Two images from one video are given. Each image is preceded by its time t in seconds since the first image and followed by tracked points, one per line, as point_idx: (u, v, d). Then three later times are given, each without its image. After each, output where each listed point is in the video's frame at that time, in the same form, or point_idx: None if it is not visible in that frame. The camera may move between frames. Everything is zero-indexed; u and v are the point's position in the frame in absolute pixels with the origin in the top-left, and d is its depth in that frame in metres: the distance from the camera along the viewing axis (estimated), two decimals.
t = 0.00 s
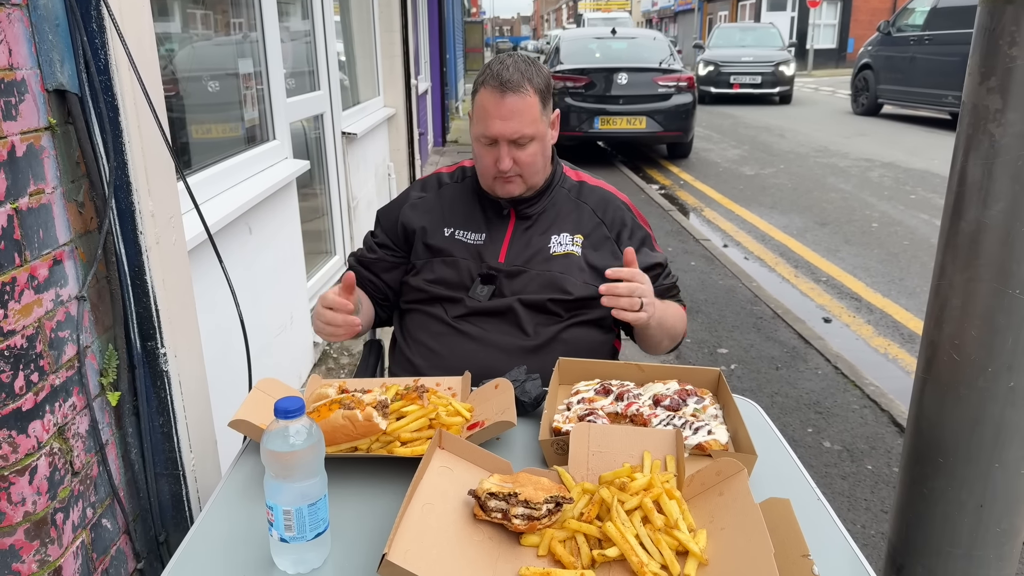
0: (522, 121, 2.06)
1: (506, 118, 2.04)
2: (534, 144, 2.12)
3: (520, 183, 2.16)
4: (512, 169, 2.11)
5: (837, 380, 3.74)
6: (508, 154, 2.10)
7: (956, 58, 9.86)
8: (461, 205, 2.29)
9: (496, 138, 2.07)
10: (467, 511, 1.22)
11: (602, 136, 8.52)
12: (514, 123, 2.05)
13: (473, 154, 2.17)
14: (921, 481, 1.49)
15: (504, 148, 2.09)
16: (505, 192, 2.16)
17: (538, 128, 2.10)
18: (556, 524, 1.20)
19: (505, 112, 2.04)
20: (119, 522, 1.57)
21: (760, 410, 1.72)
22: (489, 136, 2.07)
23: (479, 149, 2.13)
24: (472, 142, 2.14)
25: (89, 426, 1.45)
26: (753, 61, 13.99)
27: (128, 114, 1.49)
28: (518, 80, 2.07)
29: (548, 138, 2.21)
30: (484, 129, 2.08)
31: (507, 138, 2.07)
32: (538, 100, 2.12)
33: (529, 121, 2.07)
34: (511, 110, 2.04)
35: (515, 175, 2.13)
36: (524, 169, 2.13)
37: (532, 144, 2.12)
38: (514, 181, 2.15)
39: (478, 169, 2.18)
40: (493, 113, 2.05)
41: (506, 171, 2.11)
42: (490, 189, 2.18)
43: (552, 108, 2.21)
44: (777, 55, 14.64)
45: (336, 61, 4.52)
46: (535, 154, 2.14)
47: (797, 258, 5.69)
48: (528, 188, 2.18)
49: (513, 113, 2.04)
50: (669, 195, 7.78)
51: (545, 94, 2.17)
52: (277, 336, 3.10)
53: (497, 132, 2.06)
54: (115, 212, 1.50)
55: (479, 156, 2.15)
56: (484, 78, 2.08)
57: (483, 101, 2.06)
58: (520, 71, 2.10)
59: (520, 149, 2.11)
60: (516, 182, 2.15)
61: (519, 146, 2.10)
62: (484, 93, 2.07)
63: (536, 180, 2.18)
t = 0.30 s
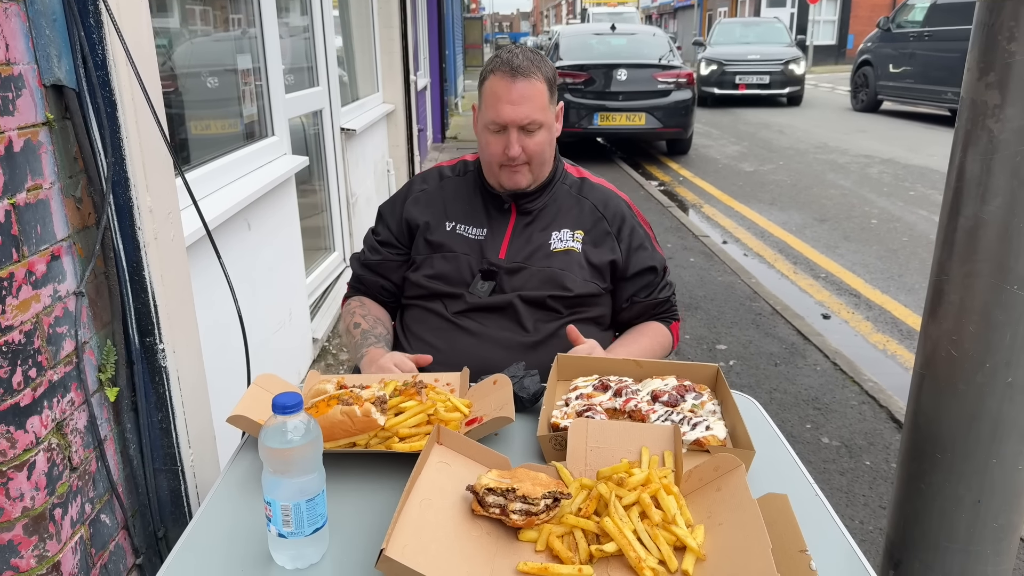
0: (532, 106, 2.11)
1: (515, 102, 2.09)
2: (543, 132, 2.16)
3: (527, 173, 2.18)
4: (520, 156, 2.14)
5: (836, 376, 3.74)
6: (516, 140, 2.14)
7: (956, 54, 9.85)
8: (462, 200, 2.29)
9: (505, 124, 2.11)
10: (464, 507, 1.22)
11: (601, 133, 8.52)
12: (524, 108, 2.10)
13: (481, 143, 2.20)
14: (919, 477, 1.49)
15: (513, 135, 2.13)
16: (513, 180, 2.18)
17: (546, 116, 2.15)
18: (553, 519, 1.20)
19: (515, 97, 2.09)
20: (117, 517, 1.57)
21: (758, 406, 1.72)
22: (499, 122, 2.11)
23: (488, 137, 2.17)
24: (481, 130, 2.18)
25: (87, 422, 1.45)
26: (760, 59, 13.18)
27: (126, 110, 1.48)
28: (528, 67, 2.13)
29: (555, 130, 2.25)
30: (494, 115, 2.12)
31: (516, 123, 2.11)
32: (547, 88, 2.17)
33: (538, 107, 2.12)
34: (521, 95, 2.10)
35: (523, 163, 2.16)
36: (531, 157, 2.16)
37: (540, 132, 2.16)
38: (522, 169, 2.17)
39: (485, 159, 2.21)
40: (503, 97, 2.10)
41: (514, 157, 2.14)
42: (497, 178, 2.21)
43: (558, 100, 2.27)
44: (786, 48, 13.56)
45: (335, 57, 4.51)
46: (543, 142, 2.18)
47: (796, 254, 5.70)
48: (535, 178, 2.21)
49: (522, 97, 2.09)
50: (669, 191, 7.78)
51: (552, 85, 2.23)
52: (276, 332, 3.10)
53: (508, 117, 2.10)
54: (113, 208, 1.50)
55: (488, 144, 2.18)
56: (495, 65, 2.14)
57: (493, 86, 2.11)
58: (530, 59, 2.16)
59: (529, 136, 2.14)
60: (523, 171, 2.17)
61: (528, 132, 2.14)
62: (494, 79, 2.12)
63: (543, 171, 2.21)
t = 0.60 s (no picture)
0: (539, 101, 2.14)
1: (523, 95, 2.13)
2: (548, 129, 2.18)
3: (530, 170, 2.19)
4: (524, 150, 2.16)
5: (834, 374, 3.74)
6: (522, 134, 2.16)
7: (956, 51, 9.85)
8: (466, 198, 2.29)
9: (511, 117, 2.14)
10: (463, 508, 1.22)
11: (601, 130, 8.51)
12: (531, 102, 2.13)
13: (487, 137, 2.23)
14: (918, 476, 1.49)
15: (519, 128, 2.15)
16: (516, 174, 2.19)
17: (553, 112, 2.18)
18: (552, 520, 1.20)
19: (523, 90, 2.13)
20: (116, 517, 1.57)
21: (756, 405, 1.72)
22: (505, 114, 2.14)
23: (495, 130, 2.19)
24: (488, 123, 2.20)
25: (85, 422, 1.45)
26: (779, 59, 11.78)
27: (124, 110, 1.48)
28: (538, 63, 2.17)
29: (562, 130, 2.27)
30: (501, 107, 2.15)
31: (523, 116, 2.13)
32: (555, 85, 2.21)
33: (545, 102, 2.15)
34: (529, 88, 2.13)
35: (527, 158, 2.17)
36: (536, 152, 2.18)
37: (546, 129, 2.18)
38: (527, 164, 2.18)
39: (490, 154, 2.23)
40: (511, 90, 2.13)
41: (519, 150, 2.15)
42: (501, 173, 2.21)
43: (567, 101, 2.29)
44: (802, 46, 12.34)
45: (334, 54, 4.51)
46: (549, 139, 2.19)
47: (795, 252, 5.70)
48: (539, 176, 2.21)
49: (530, 91, 2.13)
50: (668, 189, 7.77)
51: (562, 84, 2.26)
52: (276, 330, 3.10)
53: (514, 109, 2.13)
54: (111, 208, 1.49)
55: (493, 138, 2.20)
56: (506, 59, 2.18)
57: (502, 79, 2.15)
58: (541, 56, 2.20)
59: (534, 131, 2.16)
60: (528, 166, 2.18)
61: (534, 127, 2.16)
62: (503, 72, 2.16)
63: (548, 169, 2.22)
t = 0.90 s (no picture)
0: (543, 89, 2.15)
1: (526, 85, 2.13)
2: (552, 117, 2.20)
3: (541, 157, 2.20)
4: (535, 138, 2.16)
5: (832, 373, 3.75)
6: (530, 123, 2.16)
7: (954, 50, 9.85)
8: (462, 197, 2.29)
9: (518, 107, 2.14)
10: (459, 510, 1.22)
11: (600, 129, 8.51)
12: (535, 90, 2.14)
13: (493, 134, 2.21)
14: (913, 478, 1.49)
15: (527, 117, 2.15)
16: (528, 165, 2.19)
17: (554, 100, 2.20)
18: (547, 523, 1.20)
19: (526, 80, 2.14)
20: (112, 519, 1.57)
21: (753, 407, 1.73)
22: (512, 105, 2.14)
23: (500, 125, 2.18)
24: (492, 118, 2.19)
25: (82, 424, 1.45)
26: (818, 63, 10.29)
27: (120, 111, 1.48)
28: (533, 53, 2.19)
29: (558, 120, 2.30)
30: (506, 99, 2.14)
31: (529, 105, 2.14)
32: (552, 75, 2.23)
33: (547, 90, 2.17)
34: (531, 78, 2.14)
35: (538, 146, 2.18)
36: (544, 141, 2.19)
37: (550, 117, 2.19)
38: (537, 153, 2.19)
39: (497, 149, 2.21)
40: (514, 81, 2.14)
41: (529, 140, 2.16)
42: (510, 166, 2.20)
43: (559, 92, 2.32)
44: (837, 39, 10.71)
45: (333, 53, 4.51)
46: (553, 127, 2.21)
47: (793, 251, 5.70)
48: (547, 164, 2.22)
49: (533, 80, 2.14)
50: (666, 187, 7.77)
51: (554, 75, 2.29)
52: (274, 330, 3.11)
53: (521, 99, 2.13)
54: (108, 210, 1.49)
55: (500, 132, 2.18)
56: (503, 52, 2.19)
57: (503, 72, 2.15)
58: (534, 48, 2.22)
59: (540, 119, 2.17)
60: (538, 154, 2.19)
61: (540, 116, 2.17)
62: (502, 65, 2.16)
63: (554, 156, 2.24)
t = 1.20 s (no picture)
0: (530, 94, 2.13)
1: (514, 86, 2.12)
2: (538, 124, 2.17)
3: (515, 162, 2.18)
4: (511, 141, 2.15)
5: (831, 373, 3.76)
6: (510, 125, 2.14)
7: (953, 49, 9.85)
8: (459, 198, 2.29)
9: (500, 107, 2.14)
10: (461, 514, 1.22)
11: (599, 128, 8.51)
12: (521, 94, 2.13)
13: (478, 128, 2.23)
14: (913, 481, 1.50)
15: (507, 118, 2.14)
16: (500, 165, 2.19)
17: (544, 108, 2.17)
18: (549, 526, 1.20)
19: (515, 82, 2.13)
20: (114, 521, 1.57)
21: (753, 410, 1.73)
22: (496, 103, 2.14)
23: (484, 120, 2.19)
24: (479, 113, 2.21)
25: (83, 427, 1.45)
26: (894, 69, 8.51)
27: (121, 114, 1.48)
28: (533, 59, 2.17)
29: (553, 130, 2.26)
30: (493, 96, 2.15)
31: (512, 107, 2.13)
32: (550, 84, 2.20)
33: (536, 97, 2.14)
34: (521, 81, 2.13)
35: (513, 149, 2.16)
36: (522, 146, 2.16)
37: (535, 123, 2.16)
38: (512, 156, 2.17)
39: (479, 144, 2.23)
40: (503, 81, 2.14)
41: (505, 141, 2.14)
42: (487, 164, 2.21)
43: (561, 103, 2.28)
44: (895, 41, 9.21)
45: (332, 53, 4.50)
46: (537, 135, 2.18)
47: (792, 251, 5.70)
48: (524, 170, 2.20)
49: (521, 83, 2.13)
50: (665, 187, 7.76)
51: (557, 86, 2.25)
52: (273, 330, 3.11)
53: (504, 99, 2.12)
54: (109, 212, 1.49)
55: (483, 127, 2.20)
56: (504, 53, 2.19)
57: (496, 70, 2.15)
58: (539, 55, 2.21)
59: (523, 124, 2.15)
60: (512, 158, 2.17)
61: (523, 120, 2.15)
62: (499, 64, 2.16)
63: (534, 164, 2.20)
